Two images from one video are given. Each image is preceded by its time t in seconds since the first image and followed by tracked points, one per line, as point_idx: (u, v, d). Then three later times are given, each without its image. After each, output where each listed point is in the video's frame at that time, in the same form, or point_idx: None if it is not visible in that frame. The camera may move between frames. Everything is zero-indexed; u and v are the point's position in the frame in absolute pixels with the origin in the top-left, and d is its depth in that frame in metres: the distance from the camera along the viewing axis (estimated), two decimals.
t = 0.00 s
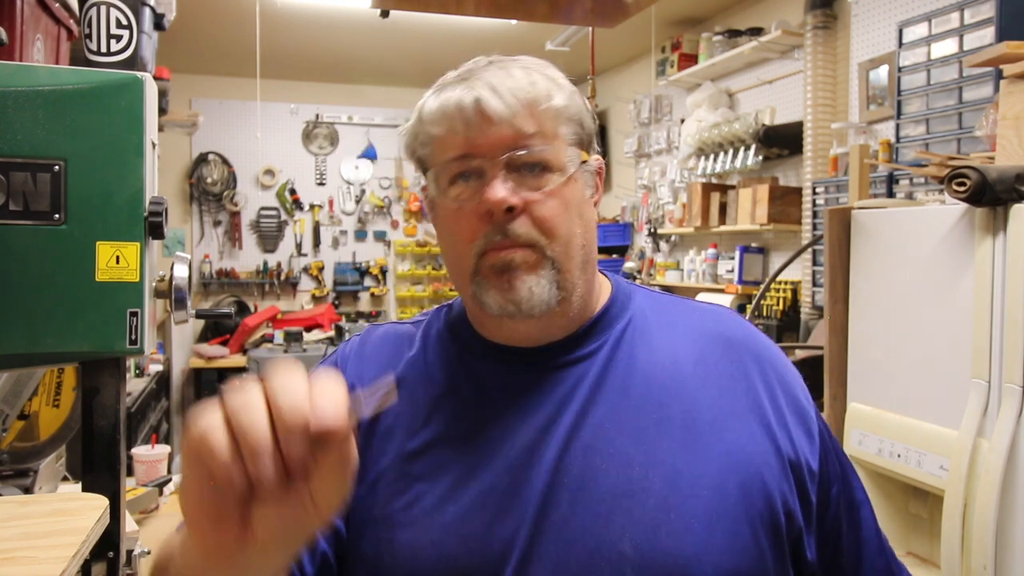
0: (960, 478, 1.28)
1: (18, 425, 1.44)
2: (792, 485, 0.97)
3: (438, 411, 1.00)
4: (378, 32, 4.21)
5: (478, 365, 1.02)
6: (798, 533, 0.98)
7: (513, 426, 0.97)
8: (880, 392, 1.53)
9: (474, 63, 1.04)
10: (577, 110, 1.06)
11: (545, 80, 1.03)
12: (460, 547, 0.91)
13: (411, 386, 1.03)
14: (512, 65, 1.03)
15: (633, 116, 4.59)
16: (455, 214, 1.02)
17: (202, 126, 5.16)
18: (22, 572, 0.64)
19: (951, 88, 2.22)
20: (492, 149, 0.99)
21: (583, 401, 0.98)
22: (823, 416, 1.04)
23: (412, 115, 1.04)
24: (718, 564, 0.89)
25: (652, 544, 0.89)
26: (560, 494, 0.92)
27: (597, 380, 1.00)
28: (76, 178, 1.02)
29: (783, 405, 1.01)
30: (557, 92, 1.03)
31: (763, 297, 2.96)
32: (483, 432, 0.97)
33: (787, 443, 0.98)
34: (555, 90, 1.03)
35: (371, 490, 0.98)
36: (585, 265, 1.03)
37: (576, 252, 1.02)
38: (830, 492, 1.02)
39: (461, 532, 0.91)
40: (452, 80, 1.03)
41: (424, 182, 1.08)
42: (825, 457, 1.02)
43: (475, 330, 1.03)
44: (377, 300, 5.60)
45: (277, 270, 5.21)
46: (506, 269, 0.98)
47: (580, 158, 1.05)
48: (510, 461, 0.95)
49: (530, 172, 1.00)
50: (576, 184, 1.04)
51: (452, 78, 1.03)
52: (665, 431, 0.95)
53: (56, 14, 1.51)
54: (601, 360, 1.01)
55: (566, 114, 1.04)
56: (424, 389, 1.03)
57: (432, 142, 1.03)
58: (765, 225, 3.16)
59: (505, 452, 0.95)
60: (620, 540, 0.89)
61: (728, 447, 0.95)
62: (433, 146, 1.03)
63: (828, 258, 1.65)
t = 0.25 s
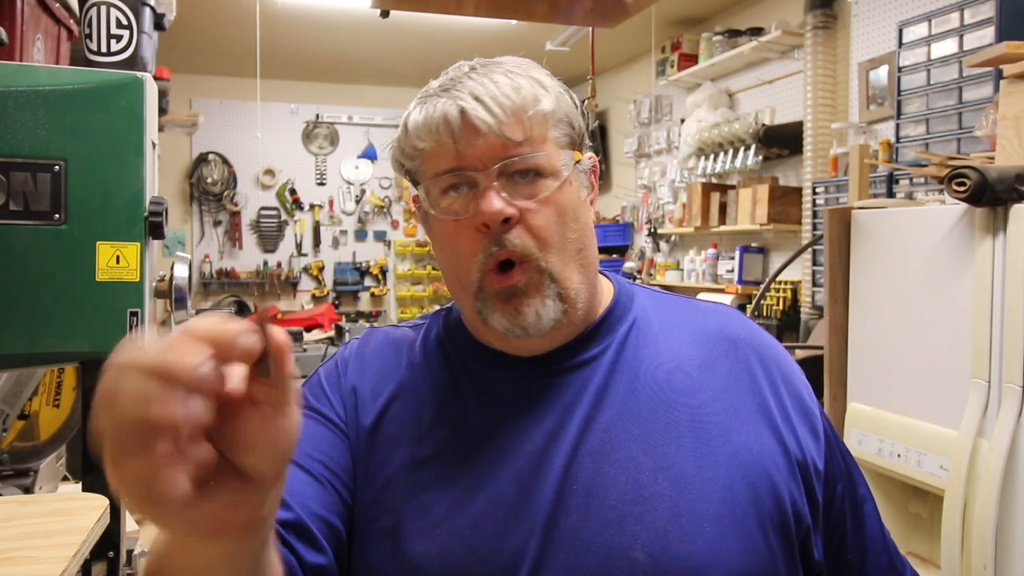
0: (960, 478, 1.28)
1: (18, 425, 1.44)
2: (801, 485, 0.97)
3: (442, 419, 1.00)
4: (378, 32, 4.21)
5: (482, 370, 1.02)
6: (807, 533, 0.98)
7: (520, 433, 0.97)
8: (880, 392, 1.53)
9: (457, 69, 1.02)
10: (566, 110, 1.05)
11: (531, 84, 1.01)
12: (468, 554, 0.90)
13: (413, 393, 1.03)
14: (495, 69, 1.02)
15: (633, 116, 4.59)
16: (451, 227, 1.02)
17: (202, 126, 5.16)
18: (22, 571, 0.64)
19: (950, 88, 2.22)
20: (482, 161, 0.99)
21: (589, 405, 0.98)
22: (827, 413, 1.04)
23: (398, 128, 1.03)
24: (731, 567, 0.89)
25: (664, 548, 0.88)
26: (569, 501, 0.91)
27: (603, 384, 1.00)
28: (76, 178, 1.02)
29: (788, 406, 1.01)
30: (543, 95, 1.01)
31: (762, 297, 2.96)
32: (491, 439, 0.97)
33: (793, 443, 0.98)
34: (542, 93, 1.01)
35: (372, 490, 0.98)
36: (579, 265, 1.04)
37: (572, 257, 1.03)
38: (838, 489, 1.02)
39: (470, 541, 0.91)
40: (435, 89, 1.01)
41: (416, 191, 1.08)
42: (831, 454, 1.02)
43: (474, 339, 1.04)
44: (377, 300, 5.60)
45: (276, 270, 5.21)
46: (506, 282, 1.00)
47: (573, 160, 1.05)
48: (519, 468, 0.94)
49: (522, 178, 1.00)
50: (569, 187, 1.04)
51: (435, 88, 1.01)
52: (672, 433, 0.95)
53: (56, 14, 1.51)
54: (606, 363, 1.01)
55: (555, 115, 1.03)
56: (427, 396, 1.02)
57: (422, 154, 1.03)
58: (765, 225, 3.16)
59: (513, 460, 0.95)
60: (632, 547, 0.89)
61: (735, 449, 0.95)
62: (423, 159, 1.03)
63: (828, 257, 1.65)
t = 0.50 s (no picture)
0: (960, 478, 1.28)
1: (18, 425, 1.44)
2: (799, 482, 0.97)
3: (440, 419, 1.00)
4: (378, 32, 4.21)
5: (480, 370, 1.03)
6: (806, 530, 0.98)
7: (518, 433, 0.97)
8: (880, 392, 1.53)
9: (471, 61, 1.04)
10: (576, 109, 1.07)
11: (547, 79, 1.03)
12: (468, 554, 0.90)
13: (411, 393, 1.03)
14: (512, 63, 1.03)
15: (633, 116, 4.59)
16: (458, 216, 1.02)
17: (202, 126, 5.16)
18: (22, 571, 0.64)
19: (951, 88, 2.22)
20: (495, 149, 0.99)
21: (587, 403, 0.98)
22: (823, 411, 1.05)
23: (410, 114, 1.03)
24: (731, 564, 0.89)
25: (664, 545, 0.88)
26: (569, 500, 0.91)
27: (601, 382, 1.00)
28: (76, 178, 1.02)
29: (786, 403, 1.01)
30: (558, 90, 1.04)
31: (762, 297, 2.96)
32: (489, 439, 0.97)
33: (791, 440, 0.98)
34: (557, 88, 1.03)
35: (371, 489, 0.98)
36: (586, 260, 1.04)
37: (578, 251, 1.03)
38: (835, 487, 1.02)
39: (469, 541, 0.91)
40: (449, 78, 1.02)
41: (422, 183, 1.08)
42: (829, 452, 1.02)
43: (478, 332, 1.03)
44: (377, 300, 5.60)
45: (276, 270, 5.21)
46: (514, 267, 0.99)
47: (580, 156, 1.07)
48: (517, 468, 0.94)
49: (532, 170, 1.01)
50: (577, 184, 1.05)
51: (450, 77, 1.02)
52: (670, 431, 0.95)
53: (56, 14, 1.51)
54: (604, 362, 1.01)
55: (568, 113, 1.05)
56: (424, 396, 1.02)
57: (433, 141, 1.03)
58: (765, 225, 3.16)
59: (511, 459, 0.95)
60: (632, 544, 0.89)
61: (734, 446, 0.95)
62: (433, 147, 1.03)
63: (828, 257, 1.65)
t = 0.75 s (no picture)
0: (960, 478, 1.28)
1: (18, 425, 1.42)
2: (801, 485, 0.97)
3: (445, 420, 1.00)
4: (378, 31, 4.21)
5: (482, 367, 1.02)
6: (811, 532, 0.98)
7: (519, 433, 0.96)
8: (880, 392, 1.53)
9: (458, 64, 1.02)
10: (568, 106, 1.03)
11: (527, 80, 0.99)
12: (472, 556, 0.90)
13: (416, 393, 1.03)
14: (498, 64, 1.01)
15: (633, 116, 4.59)
16: (443, 218, 1.03)
17: (202, 126, 5.15)
18: (23, 571, 0.64)
19: (951, 88, 2.22)
20: (474, 155, 0.99)
21: (591, 404, 0.98)
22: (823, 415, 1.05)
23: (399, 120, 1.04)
24: (732, 564, 0.89)
25: (666, 545, 0.88)
26: (570, 498, 0.91)
27: (604, 382, 0.99)
28: (76, 178, 1.02)
29: (788, 406, 1.01)
30: (542, 91, 1.00)
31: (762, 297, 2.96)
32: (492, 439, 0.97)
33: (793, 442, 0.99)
34: (540, 89, 1.00)
35: (371, 490, 0.98)
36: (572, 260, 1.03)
37: (566, 252, 1.02)
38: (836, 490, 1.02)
39: (469, 538, 0.91)
40: (434, 83, 1.01)
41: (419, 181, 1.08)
42: (831, 458, 1.02)
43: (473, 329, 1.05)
44: (377, 300, 5.60)
45: (276, 270, 5.21)
46: (490, 270, 1.00)
47: (571, 156, 1.03)
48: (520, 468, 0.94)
49: (514, 173, 0.99)
50: (564, 185, 1.03)
51: (435, 81, 1.01)
52: (671, 431, 0.95)
53: (56, 14, 1.51)
54: (606, 363, 1.01)
55: (553, 112, 1.01)
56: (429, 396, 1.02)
57: (421, 146, 1.03)
58: (765, 225, 3.16)
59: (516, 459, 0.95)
60: (634, 544, 0.89)
61: (737, 447, 0.95)
62: (422, 150, 1.04)
63: (828, 257, 1.65)
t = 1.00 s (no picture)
0: (960, 478, 1.28)
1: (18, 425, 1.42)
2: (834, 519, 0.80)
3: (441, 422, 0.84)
4: (378, 31, 4.21)
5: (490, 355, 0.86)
6: None
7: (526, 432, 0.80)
8: (880, 392, 1.54)
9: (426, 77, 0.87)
10: (517, 106, 0.77)
11: (454, 98, 0.78)
12: (449, 571, 0.76)
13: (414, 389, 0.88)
14: (445, 82, 0.82)
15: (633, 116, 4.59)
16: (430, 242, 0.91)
17: (202, 126, 5.16)
18: (22, 572, 0.64)
19: (951, 88, 2.22)
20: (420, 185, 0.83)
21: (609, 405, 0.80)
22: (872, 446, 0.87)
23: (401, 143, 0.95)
24: None
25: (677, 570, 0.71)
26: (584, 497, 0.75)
27: (623, 381, 0.81)
28: (76, 178, 1.02)
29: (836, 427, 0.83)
30: (489, 94, 0.78)
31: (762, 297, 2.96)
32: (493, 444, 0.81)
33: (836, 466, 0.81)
34: (473, 100, 0.77)
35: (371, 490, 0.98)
36: (547, 293, 0.81)
37: (538, 278, 0.80)
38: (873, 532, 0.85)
39: (468, 535, 0.76)
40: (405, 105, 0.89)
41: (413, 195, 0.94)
42: (870, 487, 0.85)
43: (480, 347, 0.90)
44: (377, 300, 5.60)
45: (277, 270, 5.22)
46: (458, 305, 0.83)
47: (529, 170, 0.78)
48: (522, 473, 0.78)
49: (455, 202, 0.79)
50: (525, 199, 0.78)
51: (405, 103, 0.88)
52: (697, 443, 0.77)
53: (56, 14, 1.51)
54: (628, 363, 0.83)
55: (497, 124, 0.77)
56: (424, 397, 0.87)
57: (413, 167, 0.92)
58: (765, 225, 3.16)
59: (518, 465, 0.78)
60: (644, 559, 0.72)
61: (770, 467, 0.76)
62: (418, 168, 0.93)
63: (828, 258, 1.65)
